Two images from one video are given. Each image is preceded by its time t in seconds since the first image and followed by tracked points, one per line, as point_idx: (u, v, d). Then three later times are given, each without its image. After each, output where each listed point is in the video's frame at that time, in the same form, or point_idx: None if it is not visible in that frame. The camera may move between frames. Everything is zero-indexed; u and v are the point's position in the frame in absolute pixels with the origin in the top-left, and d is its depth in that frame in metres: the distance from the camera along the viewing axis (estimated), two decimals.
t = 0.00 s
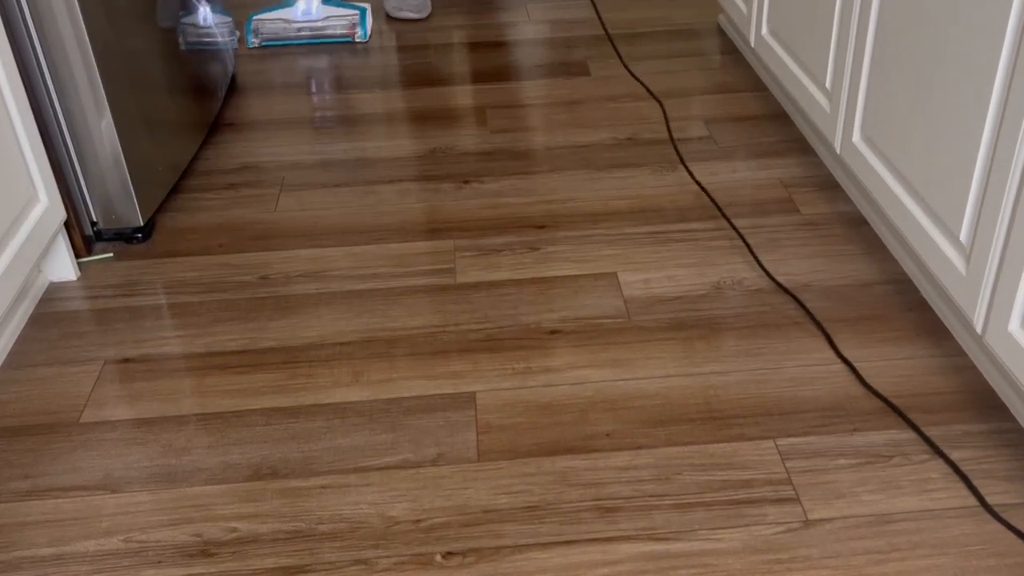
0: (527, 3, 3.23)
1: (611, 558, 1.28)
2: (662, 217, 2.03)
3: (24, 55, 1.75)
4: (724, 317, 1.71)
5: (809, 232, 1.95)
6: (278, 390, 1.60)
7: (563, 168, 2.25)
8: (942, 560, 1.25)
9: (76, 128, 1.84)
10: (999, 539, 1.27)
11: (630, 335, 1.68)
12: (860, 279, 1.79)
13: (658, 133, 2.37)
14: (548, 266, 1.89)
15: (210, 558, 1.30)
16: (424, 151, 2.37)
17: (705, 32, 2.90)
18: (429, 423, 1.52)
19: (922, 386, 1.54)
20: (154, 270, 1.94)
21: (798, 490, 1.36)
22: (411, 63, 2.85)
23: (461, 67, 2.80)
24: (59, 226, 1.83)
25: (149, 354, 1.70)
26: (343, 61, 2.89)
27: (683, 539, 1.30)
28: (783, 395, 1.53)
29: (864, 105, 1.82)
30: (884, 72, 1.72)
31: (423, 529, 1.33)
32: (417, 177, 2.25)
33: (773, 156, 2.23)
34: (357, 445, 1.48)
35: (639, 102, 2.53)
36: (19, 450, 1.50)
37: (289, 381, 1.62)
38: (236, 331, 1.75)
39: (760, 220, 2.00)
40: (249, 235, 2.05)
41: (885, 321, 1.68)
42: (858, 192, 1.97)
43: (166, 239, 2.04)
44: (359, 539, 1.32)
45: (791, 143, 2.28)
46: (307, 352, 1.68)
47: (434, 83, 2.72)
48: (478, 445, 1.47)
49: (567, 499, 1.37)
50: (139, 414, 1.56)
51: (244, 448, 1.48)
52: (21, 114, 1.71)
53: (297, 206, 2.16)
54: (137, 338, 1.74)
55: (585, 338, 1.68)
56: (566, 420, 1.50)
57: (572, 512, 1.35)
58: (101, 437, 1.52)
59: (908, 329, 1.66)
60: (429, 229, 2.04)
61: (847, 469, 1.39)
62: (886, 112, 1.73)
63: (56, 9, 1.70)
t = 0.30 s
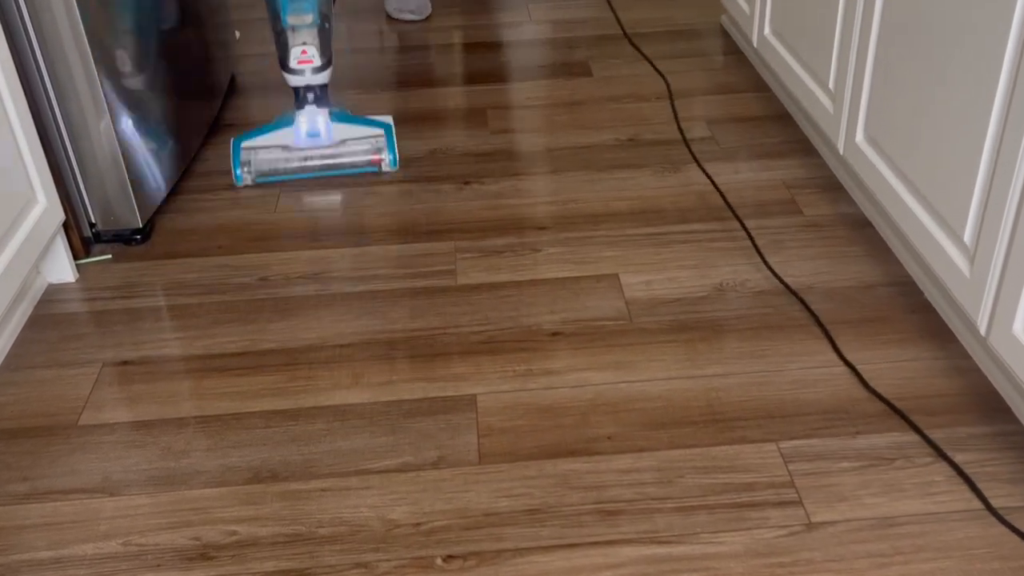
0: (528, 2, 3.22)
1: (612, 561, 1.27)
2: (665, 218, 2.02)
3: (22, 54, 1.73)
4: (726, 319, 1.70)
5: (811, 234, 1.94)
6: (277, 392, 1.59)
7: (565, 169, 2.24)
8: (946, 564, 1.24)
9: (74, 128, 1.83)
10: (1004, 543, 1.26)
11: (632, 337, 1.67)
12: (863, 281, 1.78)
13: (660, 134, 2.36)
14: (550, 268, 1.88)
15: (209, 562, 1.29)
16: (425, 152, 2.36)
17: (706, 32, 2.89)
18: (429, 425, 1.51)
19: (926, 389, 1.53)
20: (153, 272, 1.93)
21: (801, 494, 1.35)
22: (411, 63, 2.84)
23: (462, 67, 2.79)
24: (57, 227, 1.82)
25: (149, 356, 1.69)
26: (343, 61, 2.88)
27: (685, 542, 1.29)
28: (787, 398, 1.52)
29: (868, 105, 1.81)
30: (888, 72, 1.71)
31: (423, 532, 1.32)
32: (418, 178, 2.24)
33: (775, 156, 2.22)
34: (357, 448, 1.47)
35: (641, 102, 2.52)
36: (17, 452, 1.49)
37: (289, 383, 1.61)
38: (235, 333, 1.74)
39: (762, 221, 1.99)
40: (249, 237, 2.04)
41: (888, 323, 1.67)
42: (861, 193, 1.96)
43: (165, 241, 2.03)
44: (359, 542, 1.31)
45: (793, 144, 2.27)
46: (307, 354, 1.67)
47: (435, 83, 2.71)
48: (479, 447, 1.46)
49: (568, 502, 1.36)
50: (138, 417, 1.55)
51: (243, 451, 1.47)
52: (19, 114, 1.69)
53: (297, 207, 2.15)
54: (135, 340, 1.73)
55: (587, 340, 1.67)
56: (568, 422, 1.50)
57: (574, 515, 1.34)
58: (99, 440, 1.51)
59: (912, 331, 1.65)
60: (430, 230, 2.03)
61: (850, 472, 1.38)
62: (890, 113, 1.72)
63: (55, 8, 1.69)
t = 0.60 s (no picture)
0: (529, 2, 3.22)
1: (614, 564, 1.26)
2: (667, 219, 2.01)
3: (20, 55, 1.72)
4: (729, 321, 1.69)
5: (814, 235, 1.93)
6: (277, 394, 1.58)
7: (566, 170, 2.23)
8: (950, 567, 1.23)
9: (73, 130, 1.82)
10: (1008, 546, 1.25)
11: (634, 339, 1.66)
12: (867, 283, 1.78)
13: (662, 134, 2.35)
14: (551, 269, 1.87)
15: (208, 565, 1.29)
16: (426, 153, 2.35)
17: (708, 32, 2.88)
18: (430, 427, 1.50)
19: (929, 391, 1.52)
20: (152, 274, 1.92)
21: (804, 496, 1.34)
22: (413, 64, 2.83)
23: (463, 67, 2.78)
24: (56, 228, 1.81)
25: (148, 358, 1.68)
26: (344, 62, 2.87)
27: (687, 545, 1.28)
28: (790, 400, 1.51)
29: (871, 106, 1.80)
30: (891, 73, 1.71)
31: (424, 535, 1.31)
32: (419, 179, 2.23)
33: (777, 157, 2.22)
34: (358, 450, 1.46)
35: (642, 103, 2.51)
36: (16, 455, 1.48)
37: (289, 385, 1.60)
38: (235, 335, 1.73)
39: (764, 223, 1.98)
40: (249, 238, 2.03)
41: (891, 325, 1.66)
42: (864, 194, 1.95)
43: (165, 242, 2.02)
44: (358, 545, 1.30)
45: (796, 144, 2.26)
46: (307, 356, 1.67)
47: (436, 84, 2.70)
48: (480, 449, 1.45)
49: (569, 505, 1.35)
50: (137, 419, 1.54)
51: (243, 453, 1.46)
52: (19, 116, 1.69)
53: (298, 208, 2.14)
54: (135, 342, 1.72)
55: (589, 342, 1.66)
56: (569, 425, 1.49)
57: (576, 518, 1.33)
58: (98, 442, 1.50)
59: (915, 332, 1.64)
60: (431, 232, 2.02)
61: (853, 474, 1.38)
62: (893, 113, 1.71)
63: (54, 8, 1.68)
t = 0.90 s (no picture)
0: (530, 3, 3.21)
1: (615, 566, 1.25)
2: (668, 220, 2.01)
3: (19, 55, 1.72)
4: (730, 322, 1.69)
5: (815, 236, 1.92)
6: (277, 396, 1.58)
7: (567, 170, 2.23)
8: (952, 569, 1.22)
9: (73, 131, 1.82)
10: (1010, 548, 1.25)
11: (635, 340, 1.66)
12: (868, 284, 1.77)
13: (662, 135, 2.35)
14: (552, 271, 1.87)
15: (208, 567, 1.28)
16: (426, 154, 2.35)
17: (709, 32, 2.88)
18: (430, 429, 1.49)
19: (931, 392, 1.51)
20: (152, 274, 1.91)
21: (805, 498, 1.34)
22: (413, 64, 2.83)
23: (464, 67, 2.78)
24: (55, 229, 1.81)
25: (148, 359, 1.68)
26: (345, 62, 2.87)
27: (688, 547, 1.28)
28: (792, 401, 1.51)
29: (872, 107, 1.80)
30: (892, 73, 1.70)
31: (424, 537, 1.31)
32: (419, 179, 2.23)
33: (779, 158, 2.21)
34: (358, 451, 1.46)
35: (643, 103, 2.51)
36: (15, 456, 1.47)
37: (290, 387, 1.60)
38: (235, 336, 1.72)
39: (765, 223, 1.98)
40: (248, 238, 2.03)
41: (893, 326, 1.66)
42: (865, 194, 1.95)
43: (164, 243, 2.02)
44: (358, 547, 1.30)
45: (797, 145, 2.26)
46: (307, 357, 1.66)
47: (437, 84, 2.70)
48: (481, 451, 1.44)
49: (570, 507, 1.34)
50: (137, 420, 1.54)
51: (243, 454, 1.46)
52: (18, 117, 1.68)
53: (298, 209, 2.13)
54: (134, 343, 1.72)
55: (590, 343, 1.66)
56: (570, 427, 1.48)
57: (577, 520, 1.32)
58: (98, 443, 1.49)
59: (917, 334, 1.64)
60: (432, 232, 2.02)
61: (855, 475, 1.37)
62: (894, 113, 1.70)
63: (52, 8, 1.68)
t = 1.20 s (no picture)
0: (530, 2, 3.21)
1: (616, 567, 1.25)
2: (669, 220, 2.01)
3: (20, 55, 1.72)
4: (731, 322, 1.69)
5: (816, 236, 1.92)
6: (277, 396, 1.57)
7: (568, 170, 2.22)
8: (954, 570, 1.22)
9: (72, 131, 1.82)
10: (1012, 549, 1.24)
11: (636, 341, 1.66)
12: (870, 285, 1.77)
13: (663, 135, 2.35)
14: (553, 271, 1.86)
15: (207, 568, 1.28)
16: (426, 154, 2.34)
17: (710, 32, 2.88)
18: (431, 430, 1.49)
19: (933, 393, 1.51)
20: (152, 275, 1.91)
21: (806, 499, 1.34)
22: (413, 64, 2.82)
23: (464, 67, 2.78)
24: (55, 229, 1.81)
25: (148, 359, 1.67)
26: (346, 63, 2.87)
27: (689, 548, 1.27)
28: (793, 402, 1.50)
29: (873, 107, 1.79)
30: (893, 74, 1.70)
31: (424, 538, 1.30)
32: (419, 180, 2.23)
33: (779, 158, 2.21)
34: (358, 452, 1.45)
35: (644, 103, 2.50)
36: (15, 458, 1.47)
37: (290, 388, 1.60)
38: (235, 337, 1.72)
39: (766, 224, 1.97)
40: (248, 239, 2.03)
41: (894, 327, 1.66)
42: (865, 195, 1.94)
43: (165, 243, 2.02)
44: (358, 548, 1.30)
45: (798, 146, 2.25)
46: (307, 358, 1.66)
47: (437, 84, 2.69)
48: (481, 452, 1.44)
49: (571, 508, 1.34)
50: (137, 420, 1.54)
51: (242, 455, 1.46)
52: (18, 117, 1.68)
53: (298, 209, 2.13)
54: (135, 343, 1.72)
55: (591, 344, 1.66)
56: (571, 428, 1.48)
57: (578, 520, 1.32)
58: (97, 444, 1.49)
59: (918, 335, 1.64)
60: (432, 232, 2.02)
61: (856, 477, 1.37)
62: (896, 114, 1.70)
63: (52, 8, 1.67)
